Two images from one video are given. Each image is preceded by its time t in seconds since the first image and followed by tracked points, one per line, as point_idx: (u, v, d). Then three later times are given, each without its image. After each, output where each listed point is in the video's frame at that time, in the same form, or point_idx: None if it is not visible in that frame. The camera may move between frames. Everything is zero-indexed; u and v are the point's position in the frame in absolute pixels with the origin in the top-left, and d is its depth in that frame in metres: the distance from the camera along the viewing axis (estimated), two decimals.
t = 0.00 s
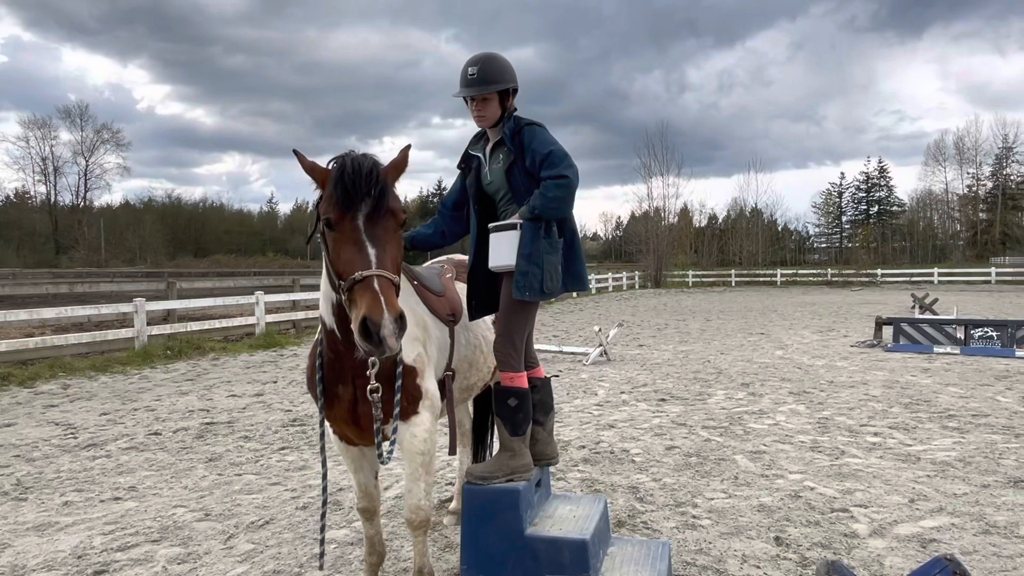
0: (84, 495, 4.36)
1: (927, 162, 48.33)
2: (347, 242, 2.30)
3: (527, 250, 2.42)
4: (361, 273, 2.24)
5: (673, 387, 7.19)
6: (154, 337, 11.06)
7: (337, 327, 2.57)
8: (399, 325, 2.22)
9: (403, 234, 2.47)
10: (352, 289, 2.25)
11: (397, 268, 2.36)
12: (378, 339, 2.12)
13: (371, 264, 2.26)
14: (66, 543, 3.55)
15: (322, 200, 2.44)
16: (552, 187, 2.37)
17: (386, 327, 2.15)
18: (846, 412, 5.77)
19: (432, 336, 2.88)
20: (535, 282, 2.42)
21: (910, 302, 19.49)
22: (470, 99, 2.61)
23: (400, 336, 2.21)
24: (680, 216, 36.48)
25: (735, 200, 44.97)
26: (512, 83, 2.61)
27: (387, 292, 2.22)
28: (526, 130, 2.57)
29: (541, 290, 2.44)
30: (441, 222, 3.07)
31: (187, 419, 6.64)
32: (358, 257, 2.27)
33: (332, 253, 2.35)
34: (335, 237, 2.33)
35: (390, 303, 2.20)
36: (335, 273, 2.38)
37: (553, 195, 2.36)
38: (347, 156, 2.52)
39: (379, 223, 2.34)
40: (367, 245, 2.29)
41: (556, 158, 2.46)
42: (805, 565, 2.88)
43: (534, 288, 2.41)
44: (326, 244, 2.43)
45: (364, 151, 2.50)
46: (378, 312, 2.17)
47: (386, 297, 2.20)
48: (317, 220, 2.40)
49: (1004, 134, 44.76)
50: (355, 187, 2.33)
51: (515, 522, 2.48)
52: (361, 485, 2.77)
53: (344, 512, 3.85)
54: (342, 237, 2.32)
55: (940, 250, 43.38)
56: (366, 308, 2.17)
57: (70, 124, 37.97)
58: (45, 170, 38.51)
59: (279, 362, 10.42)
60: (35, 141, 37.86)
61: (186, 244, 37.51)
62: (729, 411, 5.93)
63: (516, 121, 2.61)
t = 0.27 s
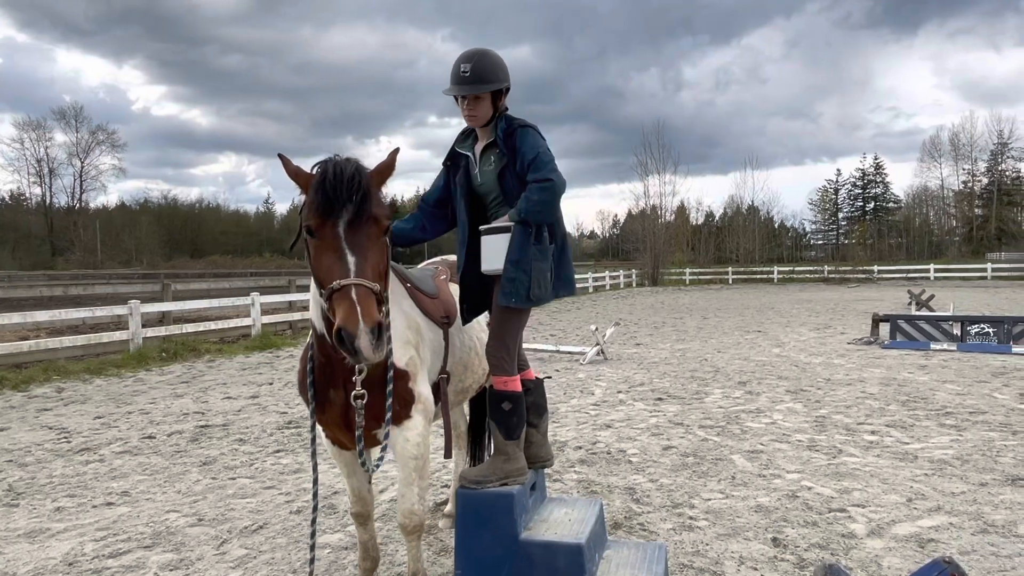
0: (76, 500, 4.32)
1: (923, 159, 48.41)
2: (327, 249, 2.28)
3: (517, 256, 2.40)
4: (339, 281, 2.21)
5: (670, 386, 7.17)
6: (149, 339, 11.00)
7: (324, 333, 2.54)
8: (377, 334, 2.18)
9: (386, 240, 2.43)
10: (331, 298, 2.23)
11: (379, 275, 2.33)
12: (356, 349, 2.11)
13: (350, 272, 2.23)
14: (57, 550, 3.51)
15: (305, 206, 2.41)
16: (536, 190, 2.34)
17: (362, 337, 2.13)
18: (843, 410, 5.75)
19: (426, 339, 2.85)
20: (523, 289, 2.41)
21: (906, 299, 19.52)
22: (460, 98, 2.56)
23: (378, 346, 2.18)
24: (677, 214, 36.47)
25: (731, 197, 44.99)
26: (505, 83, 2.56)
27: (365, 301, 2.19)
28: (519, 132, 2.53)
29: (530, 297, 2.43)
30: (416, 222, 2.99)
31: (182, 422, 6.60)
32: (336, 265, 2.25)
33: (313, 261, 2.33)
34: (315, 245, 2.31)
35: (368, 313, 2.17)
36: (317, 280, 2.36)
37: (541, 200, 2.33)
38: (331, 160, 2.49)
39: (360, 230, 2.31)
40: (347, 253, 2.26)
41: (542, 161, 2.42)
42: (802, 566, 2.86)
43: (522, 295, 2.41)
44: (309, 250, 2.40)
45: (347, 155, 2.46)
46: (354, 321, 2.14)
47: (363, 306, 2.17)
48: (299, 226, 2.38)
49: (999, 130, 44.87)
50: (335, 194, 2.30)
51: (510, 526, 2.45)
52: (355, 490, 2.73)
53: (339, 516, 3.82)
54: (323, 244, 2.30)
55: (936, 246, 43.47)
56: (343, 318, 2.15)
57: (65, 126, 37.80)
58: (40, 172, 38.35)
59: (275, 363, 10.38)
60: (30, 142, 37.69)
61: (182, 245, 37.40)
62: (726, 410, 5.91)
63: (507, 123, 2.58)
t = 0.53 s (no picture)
0: (69, 503, 4.29)
1: (920, 155, 48.45)
2: (316, 248, 2.25)
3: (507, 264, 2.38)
4: (328, 281, 2.19)
5: (668, 384, 7.15)
6: (145, 341, 10.96)
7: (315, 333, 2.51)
8: (366, 334, 2.16)
9: (377, 239, 2.40)
10: (320, 297, 2.20)
11: (369, 274, 2.30)
12: (344, 348, 2.09)
13: (339, 271, 2.20)
14: (48, 554, 3.48)
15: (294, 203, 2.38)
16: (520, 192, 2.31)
17: (351, 338, 2.10)
18: (841, 408, 5.74)
19: (418, 339, 2.82)
20: (516, 296, 2.37)
21: (903, 295, 19.53)
22: (448, 97, 2.50)
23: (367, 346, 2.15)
24: (675, 212, 36.45)
25: (729, 195, 45.01)
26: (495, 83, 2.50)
27: (354, 301, 2.17)
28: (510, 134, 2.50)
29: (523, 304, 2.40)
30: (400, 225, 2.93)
31: (177, 423, 6.56)
32: (325, 264, 2.22)
33: (303, 260, 2.30)
34: (305, 243, 2.28)
35: (356, 313, 2.15)
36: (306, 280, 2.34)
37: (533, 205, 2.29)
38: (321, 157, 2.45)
39: (350, 228, 2.28)
40: (336, 252, 2.23)
41: (537, 163, 2.40)
42: (799, 566, 2.84)
43: (515, 303, 2.36)
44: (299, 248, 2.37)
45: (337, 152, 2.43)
46: (343, 321, 2.12)
47: (352, 307, 2.14)
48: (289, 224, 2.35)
49: (996, 127, 44.94)
50: (324, 192, 2.27)
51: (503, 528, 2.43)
52: (348, 492, 2.70)
53: (333, 518, 3.80)
54: (312, 243, 2.27)
55: (933, 243, 43.53)
56: (331, 318, 2.12)
57: (61, 127, 37.68)
58: (37, 173, 38.23)
59: (271, 364, 10.34)
60: (25, 143, 37.57)
61: (179, 245, 37.31)
62: (723, 408, 5.89)
63: (496, 121, 2.55)
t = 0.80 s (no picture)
0: (62, 507, 4.26)
1: (918, 153, 48.48)
2: (309, 254, 2.23)
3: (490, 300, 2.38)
4: (322, 287, 2.16)
5: (665, 384, 7.14)
6: (141, 341, 10.93)
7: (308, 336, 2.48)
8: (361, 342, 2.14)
9: (370, 244, 2.38)
10: (313, 304, 2.18)
11: (362, 280, 2.28)
12: (337, 355, 2.06)
13: (333, 278, 2.18)
14: (41, 558, 3.45)
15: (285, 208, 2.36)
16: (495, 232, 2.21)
17: (346, 344, 2.08)
18: (838, 408, 5.73)
19: (411, 342, 2.80)
20: (504, 329, 2.41)
21: (901, 294, 19.55)
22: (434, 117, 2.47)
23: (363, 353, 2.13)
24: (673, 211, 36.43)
25: (727, 193, 45.00)
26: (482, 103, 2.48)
27: (348, 307, 2.15)
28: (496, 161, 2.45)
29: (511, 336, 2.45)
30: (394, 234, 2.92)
31: (172, 425, 6.54)
32: (319, 270, 2.20)
33: (295, 266, 2.28)
34: (297, 249, 2.26)
35: (351, 320, 2.13)
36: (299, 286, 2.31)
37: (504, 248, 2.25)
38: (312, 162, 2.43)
39: (343, 234, 2.26)
40: (330, 258, 2.21)
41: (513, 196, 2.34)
42: (795, 568, 2.83)
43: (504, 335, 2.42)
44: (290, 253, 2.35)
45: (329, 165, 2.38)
46: (337, 328, 2.10)
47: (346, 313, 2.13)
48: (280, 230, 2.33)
49: (993, 124, 44.99)
50: (316, 196, 2.25)
51: (497, 532, 2.41)
52: (342, 496, 2.68)
53: (328, 521, 3.78)
54: (304, 249, 2.24)
55: (931, 241, 43.58)
56: (326, 325, 2.10)
57: (57, 126, 37.56)
58: (33, 173, 38.10)
59: (268, 365, 10.31)
60: (22, 143, 37.44)
61: (176, 245, 37.23)
62: (720, 408, 5.88)
63: (484, 147, 2.50)
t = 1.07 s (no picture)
0: (58, 507, 4.25)
1: (917, 151, 48.45)
2: (308, 270, 2.20)
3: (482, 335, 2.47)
4: (322, 304, 2.15)
5: (663, 383, 7.13)
6: (139, 340, 10.90)
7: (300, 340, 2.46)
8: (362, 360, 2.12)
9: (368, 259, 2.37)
10: (313, 321, 2.16)
11: (361, 296, 2.27)
12: (337, 371, 2.03)
13: (333, 295, 2.16)
14: (35, 559, 3.44)
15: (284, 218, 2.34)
16: (456, 294, 2.17)
17: (346, 363, 2.06)
18: (836, 407, 5.72)
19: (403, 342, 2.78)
20: (502, 352, 2.50)
21: (900, 292, 19.53)
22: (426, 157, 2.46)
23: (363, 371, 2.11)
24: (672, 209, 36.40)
25: (727, 192, 44.97)
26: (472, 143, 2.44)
27: (349, 325, 2.13)
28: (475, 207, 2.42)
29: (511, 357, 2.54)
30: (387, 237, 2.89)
31: (169, 424, 6.52)
32: (318, 286, 2.18)
33: (293, 280, 2.25)
34: (295, 265, 2.23)
35: (352, 337, 2.11)
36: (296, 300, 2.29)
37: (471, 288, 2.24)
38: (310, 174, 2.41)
39: (343, 250, 2.24)
40: (330, 275, 2.19)
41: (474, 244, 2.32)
42: (792, 569, 2.81)
43: (502, 357, 2.51)
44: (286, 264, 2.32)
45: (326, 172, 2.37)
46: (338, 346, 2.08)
47: (347, 331, 2.11)
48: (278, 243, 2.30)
49: (992, 123, 44.98)
50: (318, 208, 2.24)
51: (492, 534, 2.39)
52: (335, 496, 2.68)
53: (323, 521, 3.77)
54: (303, 264, 2.22)
55: (930, 239, 43.57)
56: (327, 343, 2.08)
57: (56, 125, 37.49)
58: (32, 172, 38.04)
59: (266, 364, 10.29)
60: (21, 142, 37.37)
61: (175, 244, 37.19)
62: (718, 408, 5.86)
63: (471, 190, 2.47)
